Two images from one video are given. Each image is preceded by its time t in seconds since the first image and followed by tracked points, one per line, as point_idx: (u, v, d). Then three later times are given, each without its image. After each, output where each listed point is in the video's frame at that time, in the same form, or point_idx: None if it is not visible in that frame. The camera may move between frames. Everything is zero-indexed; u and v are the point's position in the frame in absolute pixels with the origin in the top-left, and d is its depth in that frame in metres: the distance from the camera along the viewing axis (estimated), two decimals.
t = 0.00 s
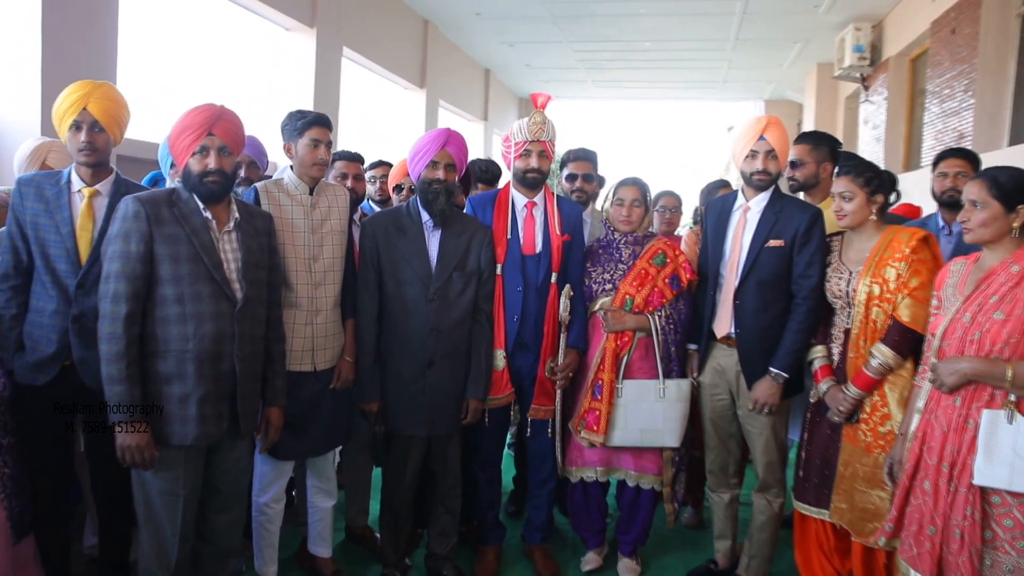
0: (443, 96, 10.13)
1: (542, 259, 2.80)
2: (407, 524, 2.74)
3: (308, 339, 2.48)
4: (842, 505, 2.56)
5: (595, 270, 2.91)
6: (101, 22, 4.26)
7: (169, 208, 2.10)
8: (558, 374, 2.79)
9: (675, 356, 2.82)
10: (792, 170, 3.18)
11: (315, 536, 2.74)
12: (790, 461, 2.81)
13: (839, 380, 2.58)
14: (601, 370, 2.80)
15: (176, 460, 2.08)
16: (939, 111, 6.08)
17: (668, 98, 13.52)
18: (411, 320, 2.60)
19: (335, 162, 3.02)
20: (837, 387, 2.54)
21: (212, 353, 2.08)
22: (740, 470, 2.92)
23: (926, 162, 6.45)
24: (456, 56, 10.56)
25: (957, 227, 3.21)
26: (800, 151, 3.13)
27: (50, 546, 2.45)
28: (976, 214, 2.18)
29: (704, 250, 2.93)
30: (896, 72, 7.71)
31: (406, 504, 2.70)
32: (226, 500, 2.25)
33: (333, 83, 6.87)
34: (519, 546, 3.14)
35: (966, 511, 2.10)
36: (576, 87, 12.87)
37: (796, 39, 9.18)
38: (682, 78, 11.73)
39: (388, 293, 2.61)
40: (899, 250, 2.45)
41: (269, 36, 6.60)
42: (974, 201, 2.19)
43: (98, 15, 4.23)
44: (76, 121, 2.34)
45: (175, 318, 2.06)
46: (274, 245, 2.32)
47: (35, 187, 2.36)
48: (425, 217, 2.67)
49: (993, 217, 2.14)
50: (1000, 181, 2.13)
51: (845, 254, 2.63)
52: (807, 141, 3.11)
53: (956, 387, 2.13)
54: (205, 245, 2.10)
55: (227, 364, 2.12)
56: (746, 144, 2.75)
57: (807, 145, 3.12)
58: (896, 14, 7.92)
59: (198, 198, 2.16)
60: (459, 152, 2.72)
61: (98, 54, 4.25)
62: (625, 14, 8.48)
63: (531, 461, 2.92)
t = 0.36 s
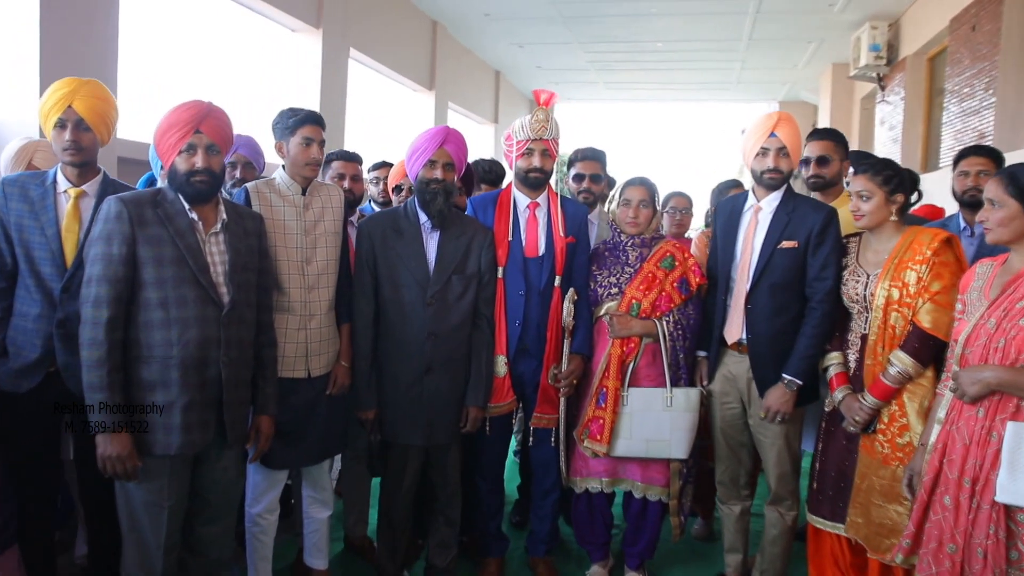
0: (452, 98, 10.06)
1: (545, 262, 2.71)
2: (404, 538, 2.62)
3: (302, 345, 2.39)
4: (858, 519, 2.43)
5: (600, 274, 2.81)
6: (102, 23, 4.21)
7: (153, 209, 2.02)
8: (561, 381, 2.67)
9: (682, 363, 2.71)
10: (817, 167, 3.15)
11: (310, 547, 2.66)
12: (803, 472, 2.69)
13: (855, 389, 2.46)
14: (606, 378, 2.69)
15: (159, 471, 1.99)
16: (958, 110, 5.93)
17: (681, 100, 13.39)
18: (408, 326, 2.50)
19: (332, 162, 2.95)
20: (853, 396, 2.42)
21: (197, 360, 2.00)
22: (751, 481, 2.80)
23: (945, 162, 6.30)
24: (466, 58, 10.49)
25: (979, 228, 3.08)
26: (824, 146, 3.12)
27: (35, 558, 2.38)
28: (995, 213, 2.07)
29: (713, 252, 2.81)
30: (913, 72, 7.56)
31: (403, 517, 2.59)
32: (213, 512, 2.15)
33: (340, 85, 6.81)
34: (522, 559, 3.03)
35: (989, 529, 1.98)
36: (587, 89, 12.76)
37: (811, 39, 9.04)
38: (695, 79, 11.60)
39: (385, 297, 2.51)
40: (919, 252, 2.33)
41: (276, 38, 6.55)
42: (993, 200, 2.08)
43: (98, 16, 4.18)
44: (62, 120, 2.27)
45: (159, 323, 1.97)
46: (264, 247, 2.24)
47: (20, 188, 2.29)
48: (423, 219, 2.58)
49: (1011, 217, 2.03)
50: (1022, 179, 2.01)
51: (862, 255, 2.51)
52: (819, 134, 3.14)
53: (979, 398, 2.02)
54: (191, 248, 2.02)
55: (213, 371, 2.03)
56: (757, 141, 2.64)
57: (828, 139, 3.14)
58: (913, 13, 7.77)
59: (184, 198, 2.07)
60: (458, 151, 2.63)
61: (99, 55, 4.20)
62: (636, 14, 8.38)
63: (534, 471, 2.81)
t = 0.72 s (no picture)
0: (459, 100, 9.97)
1: (546, 266, 2.60)
2: (399, 555, 2.49)
3: (292, 352, 2.29)
4: (875, 538, 2.30)
5: (604, 279, 2.70)
6: (100, 23, 4.15)
7: (133, 211, 1.92)
8: (563, 392, 2.57)
9: (689, 373, 2.59)
10: (839, 166, 3.04)
11: (302, 565, 2.53)
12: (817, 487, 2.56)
13: (871, 400, 2.34)
14: (609, 388, 2.58)
15: (137, 486, 1.89)
16: (974, 111, 5.79)
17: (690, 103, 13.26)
18: (403, 333, 2.40)
19: (327, 163, 2.84)
20: (870, 407, 2.30)
21: (177, 368, 1.90)
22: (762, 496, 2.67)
23: (960, 165, 6.15)
24: (474, 61, 10.41)
25: (1000, 231, 2.95)
26: (844, 145, 3.04)
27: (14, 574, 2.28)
28: (1019, 214, 1.94)
29: (721, 255, 2.70)
30: (927, 73, 7.41)
31: (399, 533, 2.47)
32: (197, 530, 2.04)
33: (344, 87, 6.74)
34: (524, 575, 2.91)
35: (1014, 553, 1.85)
36: (596, 92, 12.66)
37: (823, 40, 8.90)
38: (704, 81, 11.47)
39: (378, 303, 2.41)
40: (940, 256, 2.21)
41: (280, 40, 6.48)
42: (1017, 199, 1.94)
43: (97, 16, 4.11)
44: (36, 116, 2.18)
45: (137, 331, 1.88)
46: (250, 251, 2.14)
47: None
48: (419, 222, 2.48)
49: None
50: None
51: (879, 259, 2.39)
52: (838, 132, 3.05)
53: (1003, 412, 1.90)
54: (172, 252, 1.92)
55: (194, 381, 1.93)
56: (766, 140, 2.52)
57: (846, 138, 3.05)
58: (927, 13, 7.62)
59: (167, 198, 1.97)
60: (455, 152, 2.52)
61: (98, 56, 4.14)
62: (644, 16, 8.27)
63: (535, 484, 2.70)
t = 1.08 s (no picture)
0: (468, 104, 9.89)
1: (547, 272, 2.49)
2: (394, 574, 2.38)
3: (280, 362, 2.19)
4: (895, 561, 2.15)
5: (608, 285, 2.59)
6: (99, 24, 4.08)
7: (109, 214, 1.83)
8: (564, 404, 2.45)
9: (698, 385, 2.46)
10: (859, 166, 2.92)
11: None
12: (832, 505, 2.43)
13: (890, 413, 2.20)
14: (612, 400, 2.45)
15: (112, 504, 1.79)
16: (993, 112, 5.63)
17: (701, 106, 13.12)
18: (397, 342, 2.30)
19: (321, 165, 2.74)
20: (888, 422, 2.16)
21: (155, 380, 1.80)
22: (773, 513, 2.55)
23: (979, 168, 5.99)
24: (483, 64, 10.33)
25: None
26: (864, 144, 2.91)
27: None
28: None
29: (730, 259, 2.57)
30: (944, 74, 7.25)
31: (393, 551, 2.36)
32: (177, 551, 1.94)
33: (350, 90, 6.66)
34: None
35: None
36: (606, 95, 12.55)
37: (837, 42, 8.75)
38: (716, 84, 11.33)
39: (371, 312, 2.32)
40: (964, 261, 2.08)
41: (285, 43, 6.42)
42: None
43: (95, 17, 4.04)
44: (6, 116, 2.07)
45: (113, 341, 1.78)
46: (234, 257, 2.05)
47: None
48: (414, 226, 2.38)
49: None
50: None
51: (898, 264, 2.26)
52: (856, 133, 2.93)
53: None
54: (149, 257, 1.82)
55: (172, 394, 1.83)
56: (777, 140, 2.41)
57: (865, 137, 2.94)
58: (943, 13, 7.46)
59: (145, 201, 1.87)
60: (451, 153, 2.42)
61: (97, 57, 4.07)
62: (654, 18, 8.16)
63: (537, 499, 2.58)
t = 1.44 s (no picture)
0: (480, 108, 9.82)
1: (548, 278, 2.38)
2: None
3: (269, 372, 2.10)
4: None
5: (614, 291, 2.47)
6: (100, 27, 4.03)
7: (85, 219, 1.74)
8: (567, 416, 2.33)
9: (708, 397, 2.34)
10: (885, 166, 2.80)
11: None
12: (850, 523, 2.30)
13: (913, 428, 2.08)
14: (618, 412, 2.34)
15: (86, 523, 1.70)
16: (1017, 113, 5.46)
17: (716, 110, 12.97)
18: (389, 351, 2.19)
19: (317, 168, 2.64)
20: (910, 437, 2.04)
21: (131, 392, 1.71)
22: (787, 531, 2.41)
23: (1003, 170, 5.81)
24: (495, 68, 10.25)
25: None
26: (890, 143, 2.77)
27: None
28: None
29: (741, 264, 2.46)
30: (964, 74, 7.07)
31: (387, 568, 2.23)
32: (158, 572, 1.84)
33: (359, 94, 6.59)
34: None
35: None
36: (620, 99, 12.43)
37: (854, 42, 8.58)
38: (731, 87, 11.18)
39: (364, 320, 2.21)
40: (993, 266, 1.94)
41: (294, 47, 6.38)
42: None
43: (96, 20, 4.00)
44: None
45: (87, 351, 1.69)
46: (218, 263, 1.96)
47: None
48: (409, 230, 2.28)
49: None
50: None
51: (920, 270, 2.14)
52: (883, 131, 2.77)
53: None
54: (127, 264, 1.74)
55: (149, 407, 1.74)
56: (791, 139, 2.29)
57: (892, 135, 2.78)
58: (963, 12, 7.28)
59: (123, 205, 1.79)
60: (449, 155, 2.33)
61: (99, 61, 4.02)
62: (666, 20, 8.04)
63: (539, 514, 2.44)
